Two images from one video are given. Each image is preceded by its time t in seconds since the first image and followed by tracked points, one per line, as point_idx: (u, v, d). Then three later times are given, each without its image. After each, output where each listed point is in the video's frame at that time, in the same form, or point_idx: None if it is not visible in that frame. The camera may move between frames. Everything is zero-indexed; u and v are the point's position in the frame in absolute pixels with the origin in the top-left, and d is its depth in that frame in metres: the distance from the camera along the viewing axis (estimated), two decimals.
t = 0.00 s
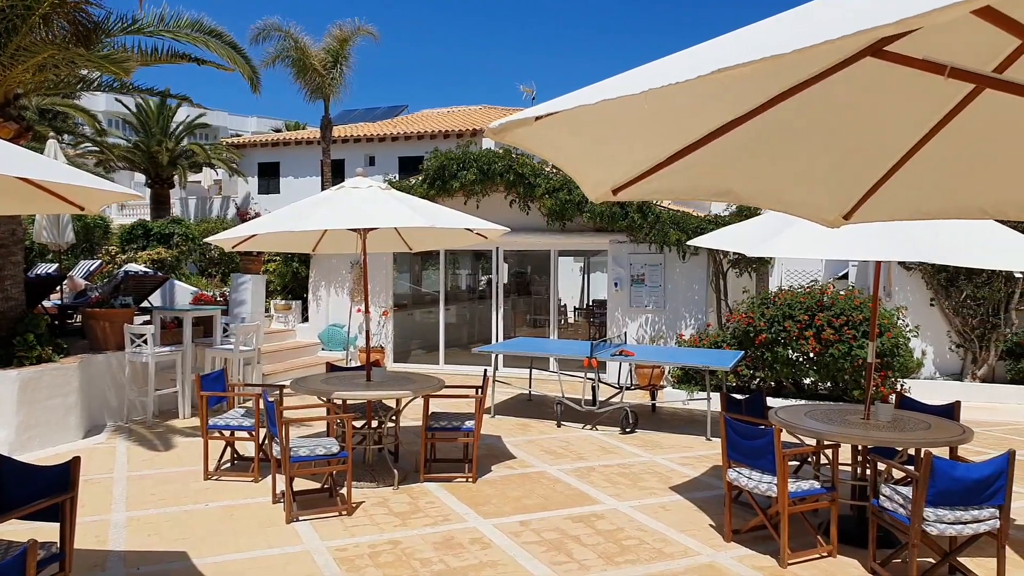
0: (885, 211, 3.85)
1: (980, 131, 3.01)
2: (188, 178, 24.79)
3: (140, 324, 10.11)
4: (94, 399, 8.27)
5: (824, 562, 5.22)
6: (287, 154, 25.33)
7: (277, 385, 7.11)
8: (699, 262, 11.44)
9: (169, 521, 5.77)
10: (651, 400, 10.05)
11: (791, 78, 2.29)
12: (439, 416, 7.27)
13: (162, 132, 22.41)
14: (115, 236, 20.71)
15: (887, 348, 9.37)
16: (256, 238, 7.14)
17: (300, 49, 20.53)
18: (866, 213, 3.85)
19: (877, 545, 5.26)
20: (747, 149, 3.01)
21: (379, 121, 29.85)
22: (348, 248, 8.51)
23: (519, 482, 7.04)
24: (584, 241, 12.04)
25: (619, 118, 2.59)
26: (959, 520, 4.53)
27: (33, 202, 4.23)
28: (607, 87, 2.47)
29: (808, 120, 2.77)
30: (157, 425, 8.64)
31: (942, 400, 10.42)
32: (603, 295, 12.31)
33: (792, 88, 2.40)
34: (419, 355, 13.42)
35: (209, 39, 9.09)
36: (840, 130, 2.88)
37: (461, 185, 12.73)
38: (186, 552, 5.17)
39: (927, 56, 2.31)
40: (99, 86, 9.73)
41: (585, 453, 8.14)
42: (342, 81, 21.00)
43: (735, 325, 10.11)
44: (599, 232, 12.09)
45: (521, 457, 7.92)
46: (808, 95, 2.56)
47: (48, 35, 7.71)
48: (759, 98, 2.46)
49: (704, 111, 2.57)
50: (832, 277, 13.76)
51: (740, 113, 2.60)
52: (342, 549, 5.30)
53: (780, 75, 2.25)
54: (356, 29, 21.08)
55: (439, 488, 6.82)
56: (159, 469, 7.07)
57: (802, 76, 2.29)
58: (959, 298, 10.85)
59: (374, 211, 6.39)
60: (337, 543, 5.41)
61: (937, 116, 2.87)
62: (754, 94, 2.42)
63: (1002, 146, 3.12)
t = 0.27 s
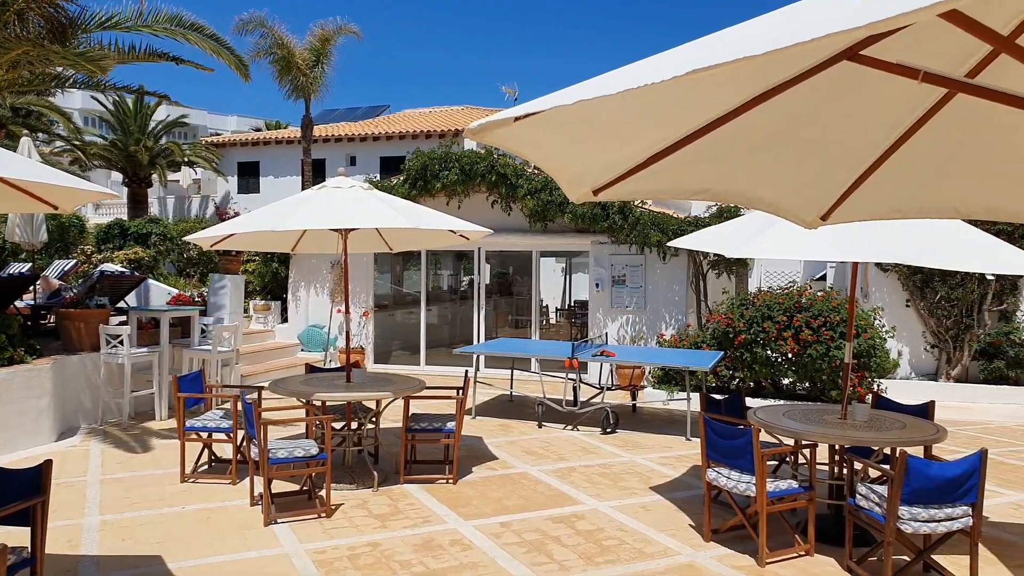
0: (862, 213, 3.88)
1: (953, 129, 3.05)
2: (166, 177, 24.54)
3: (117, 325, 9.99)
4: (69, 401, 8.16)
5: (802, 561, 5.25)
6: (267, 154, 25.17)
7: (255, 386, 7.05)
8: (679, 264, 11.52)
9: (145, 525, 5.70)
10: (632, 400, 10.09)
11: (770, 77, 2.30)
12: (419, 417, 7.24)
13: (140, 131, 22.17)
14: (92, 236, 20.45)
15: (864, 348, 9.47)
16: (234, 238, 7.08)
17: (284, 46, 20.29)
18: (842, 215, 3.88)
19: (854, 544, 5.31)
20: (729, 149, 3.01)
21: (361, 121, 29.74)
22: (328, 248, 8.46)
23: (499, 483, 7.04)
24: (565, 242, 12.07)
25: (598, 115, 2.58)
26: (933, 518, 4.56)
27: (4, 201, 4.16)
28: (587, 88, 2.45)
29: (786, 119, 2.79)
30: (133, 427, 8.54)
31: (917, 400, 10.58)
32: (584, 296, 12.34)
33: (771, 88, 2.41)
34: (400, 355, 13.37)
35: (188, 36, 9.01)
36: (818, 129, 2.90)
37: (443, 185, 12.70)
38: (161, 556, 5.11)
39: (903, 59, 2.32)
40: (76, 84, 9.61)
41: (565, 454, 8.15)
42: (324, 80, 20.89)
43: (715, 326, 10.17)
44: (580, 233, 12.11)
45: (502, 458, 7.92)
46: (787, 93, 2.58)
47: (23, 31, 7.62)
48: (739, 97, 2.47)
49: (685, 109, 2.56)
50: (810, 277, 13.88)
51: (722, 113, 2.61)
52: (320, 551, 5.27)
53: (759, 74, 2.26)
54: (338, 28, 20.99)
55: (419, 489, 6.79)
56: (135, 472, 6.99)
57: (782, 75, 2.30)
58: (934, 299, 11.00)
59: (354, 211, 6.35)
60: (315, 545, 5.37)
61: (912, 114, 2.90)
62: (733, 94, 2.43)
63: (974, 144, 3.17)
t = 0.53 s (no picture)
0: (835, 214, 3.93)
1: (922, 131, 3.10)
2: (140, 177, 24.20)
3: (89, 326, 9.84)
4: (39, 404, 8.02)
5: (777, 559, 5.30)
6: (243, 154, 24.96)
7: (230, 388, 6.98)
8: (656, 264, 11.60)
9: (117, 529, 5.61)
10: (610, 400, 10.12)
11: (743, 78, 2.32)
12: (396, 418, 7.21)
13: (113, 131, 21.85)
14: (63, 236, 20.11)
15: (838, 348, 9.57)
16: (209, 238, 7.00)
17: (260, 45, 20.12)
18: (816, 216, 3.92)
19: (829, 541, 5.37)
20: (704, 150, 3.02)
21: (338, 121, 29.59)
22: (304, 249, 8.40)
23: (477, 484, 7.02)
24: (543, 242, 12.09)
25: (573, 115, 2.58)
26: (906, 516, 4.61)
27: None
28: (564, 88, 2.44)
29: (759, 121, 2.81)
30: (105, 430, 8.42)
31: (890, 399, 10.73)
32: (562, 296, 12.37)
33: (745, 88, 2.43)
34: (378, 357, 13.29)
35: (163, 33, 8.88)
36: (791, 130, 2.93)
37: (421, 186, 12.64)
38: (134, 561, 5.04)
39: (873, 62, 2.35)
40: (47, 82, 9.47)
41: (543, 454, 8.16)
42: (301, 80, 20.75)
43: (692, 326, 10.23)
44: (558, 234, 12.14)
45: (480, 459, 7.90)
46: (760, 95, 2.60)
47: None
48: (713, 98, 2.48)
49: (660, 109, 2.57)
50: (786, 278, 14.00)
51: (696, 113, 2.62)
52: (297, 554, 5.22)
53: (733, 75, 2.28)
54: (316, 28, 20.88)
55: (397, 491, 6.76)
56: (107, 476, 6.88)
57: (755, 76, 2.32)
58: (907, 299, 11.15)
59: (330, 212, 6.31)
60: (291, 548, 5.32)
61: (883, 115, 2.94)
62: (707, 94, 2.44)
63: (943, 147, 3.22)
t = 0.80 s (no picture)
0: (815, 216, 3.96)
1: (901, 132, 3.13)
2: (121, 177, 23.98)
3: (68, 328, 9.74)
4: (17, 407, 7.94)
5: (759, 558, 5.33)
6: (226, 154, 24.81)
7: (212, 390, 6.93)
8: (640, 265, 11.66)
9: (97, 533, 5.56)
10: (594, 400, 10.14)
11: (724, 75, 2.32)
12: (380, 420, 7.18)
13: (94, 131, 21.67)
14: (42, 237, 19.88)
15: (820, 348, 9.65)
16: (190, 239, 6.95)
17: (241, 46, 20.02)
18: (797, 218, 3.94)
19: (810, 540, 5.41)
20: (686, 150, 3.03)
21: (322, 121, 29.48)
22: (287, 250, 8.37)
23: (461, 485, 7.01)
24: (527, 243, 12.11)
25: (555, 113, 2.57)
26: (886, 514, 4.65)
27: None
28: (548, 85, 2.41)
29: (741, 121, 2.82)
30: (85, 433, 8.33)
31: (871, 399, 10.83)
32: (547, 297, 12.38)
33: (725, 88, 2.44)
34: (361, 358, 13.24)
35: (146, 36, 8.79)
36: (772, 130, 2.94)
37: (405, 186, 12.62)
38: (114, 564, 4.99)
39: (852, 64, 2.37)
40: (27, 80, 9.36)
41: (528, 455, 8.16)
42: (284, 80, 20.65)
43: (675, 327, 10.27)
44: (543, 235, 12.15)
45: (464, 460, 7.89)
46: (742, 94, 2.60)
47: None
48: (694, 96, 2.49)
49: (641, 107, 2.57)
50: (769, 279, 14.09)
51: (678, 112, 2.62)
52: (279, 557, 5.19)
53: (713, 72, 2.28)
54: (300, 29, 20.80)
55: (380, 493, 6.74)
56: (87, 479, 6.81)
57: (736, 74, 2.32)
58: (888, 300, 11.25)
59: (313, 213, 6.27)
60: (274, 551, 5.29)
61: (862, 116, 2.96)
62: (693, 91, 2.44)
63: (921, 149, 3.25)
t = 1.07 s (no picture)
0: (794, 217, 3.99)
1: (879, 134, 3.16)
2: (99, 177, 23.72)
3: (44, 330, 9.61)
4: None
5: (741, 557, 5.36)
6: (206, 154, 24.62)
7: (192, 392, 6.86)
8: (622, 266, 11.71)
9: (74, 537, 5.49)
10: (577, 401, 10.16)
11: (705, 71, 2.32)
12: (362, 421, 7.15)
13: (71, 130, 21.58)
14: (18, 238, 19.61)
15: (801, 348, 9.73)
16: (168, 240, 6.88)
17: (219, 47, 19.88)
18: (777, 219, 3.97)
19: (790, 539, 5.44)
20: (667, 150, 3.04)
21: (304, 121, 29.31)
22: (268, 251, 8.31)
23: (443, 486, 7.00)
24: (510, 244, 12.11)
25: (535, 112, 2.57)
26: (864, 512, 4.67)
27: None
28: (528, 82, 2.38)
29: (721, 121, 2.83)
30: (62, 436, 8.22)
31: (851, 398, 10.93)
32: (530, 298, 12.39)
33: (705, 87, 2.45)
34: (343, 360, 13.18)
35: (123, 34, 8.71)
36: (752, 130, 2.96)
37: (387, 187, 12.58)
38: (91, 569, 4.93)
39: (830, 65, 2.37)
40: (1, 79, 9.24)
41: (511, 456, 8.16)
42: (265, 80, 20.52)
43: (657, 327, 10.30)
44: (526, 236, 12.16)
45: (447, 461, 7.88)
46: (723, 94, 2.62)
47: None
48: (675, 94, 2.49)
49: (623, 105, 2.56)
50: (750, 279, 14.18)
51: (659, 112, 2.64)
52: (259, 560, 5.15)
53: (693, 70, 2.30)
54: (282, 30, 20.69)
55: (362, 494, 6.70)
56: (64, 483, 6.72)
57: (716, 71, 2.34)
58: (867, 300, 11.37)
59: (292, 214, 6.23)
60: (254, 554, 5.25)
61: (840, 118, 2.99)
62: (675, 88, 2.43)
63: (899, 150, 3.28)
